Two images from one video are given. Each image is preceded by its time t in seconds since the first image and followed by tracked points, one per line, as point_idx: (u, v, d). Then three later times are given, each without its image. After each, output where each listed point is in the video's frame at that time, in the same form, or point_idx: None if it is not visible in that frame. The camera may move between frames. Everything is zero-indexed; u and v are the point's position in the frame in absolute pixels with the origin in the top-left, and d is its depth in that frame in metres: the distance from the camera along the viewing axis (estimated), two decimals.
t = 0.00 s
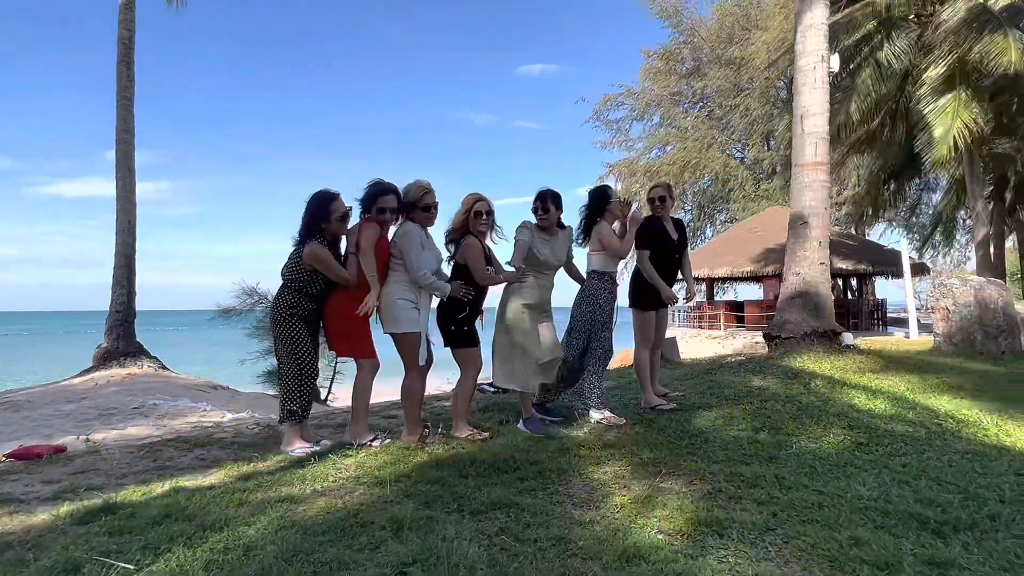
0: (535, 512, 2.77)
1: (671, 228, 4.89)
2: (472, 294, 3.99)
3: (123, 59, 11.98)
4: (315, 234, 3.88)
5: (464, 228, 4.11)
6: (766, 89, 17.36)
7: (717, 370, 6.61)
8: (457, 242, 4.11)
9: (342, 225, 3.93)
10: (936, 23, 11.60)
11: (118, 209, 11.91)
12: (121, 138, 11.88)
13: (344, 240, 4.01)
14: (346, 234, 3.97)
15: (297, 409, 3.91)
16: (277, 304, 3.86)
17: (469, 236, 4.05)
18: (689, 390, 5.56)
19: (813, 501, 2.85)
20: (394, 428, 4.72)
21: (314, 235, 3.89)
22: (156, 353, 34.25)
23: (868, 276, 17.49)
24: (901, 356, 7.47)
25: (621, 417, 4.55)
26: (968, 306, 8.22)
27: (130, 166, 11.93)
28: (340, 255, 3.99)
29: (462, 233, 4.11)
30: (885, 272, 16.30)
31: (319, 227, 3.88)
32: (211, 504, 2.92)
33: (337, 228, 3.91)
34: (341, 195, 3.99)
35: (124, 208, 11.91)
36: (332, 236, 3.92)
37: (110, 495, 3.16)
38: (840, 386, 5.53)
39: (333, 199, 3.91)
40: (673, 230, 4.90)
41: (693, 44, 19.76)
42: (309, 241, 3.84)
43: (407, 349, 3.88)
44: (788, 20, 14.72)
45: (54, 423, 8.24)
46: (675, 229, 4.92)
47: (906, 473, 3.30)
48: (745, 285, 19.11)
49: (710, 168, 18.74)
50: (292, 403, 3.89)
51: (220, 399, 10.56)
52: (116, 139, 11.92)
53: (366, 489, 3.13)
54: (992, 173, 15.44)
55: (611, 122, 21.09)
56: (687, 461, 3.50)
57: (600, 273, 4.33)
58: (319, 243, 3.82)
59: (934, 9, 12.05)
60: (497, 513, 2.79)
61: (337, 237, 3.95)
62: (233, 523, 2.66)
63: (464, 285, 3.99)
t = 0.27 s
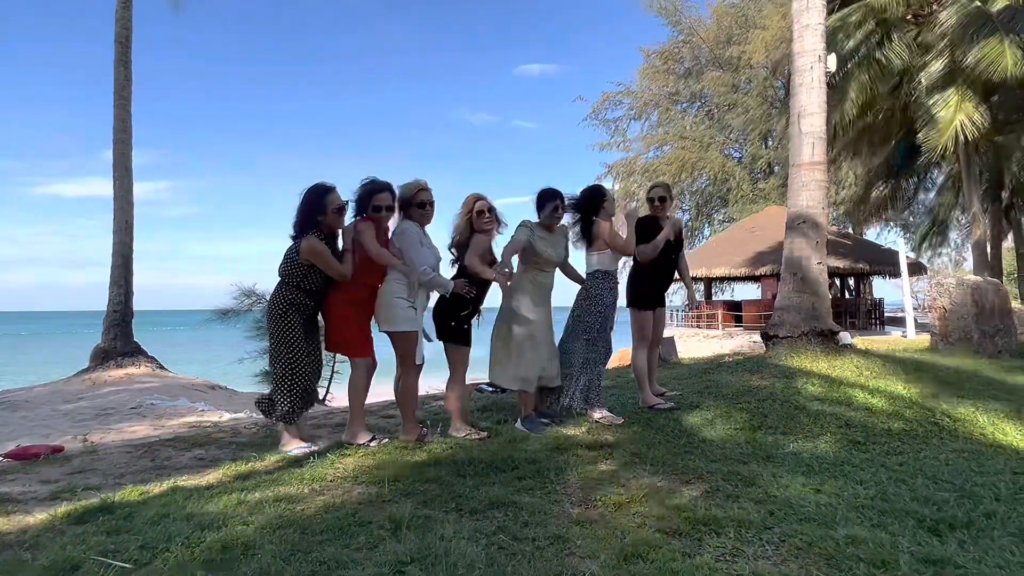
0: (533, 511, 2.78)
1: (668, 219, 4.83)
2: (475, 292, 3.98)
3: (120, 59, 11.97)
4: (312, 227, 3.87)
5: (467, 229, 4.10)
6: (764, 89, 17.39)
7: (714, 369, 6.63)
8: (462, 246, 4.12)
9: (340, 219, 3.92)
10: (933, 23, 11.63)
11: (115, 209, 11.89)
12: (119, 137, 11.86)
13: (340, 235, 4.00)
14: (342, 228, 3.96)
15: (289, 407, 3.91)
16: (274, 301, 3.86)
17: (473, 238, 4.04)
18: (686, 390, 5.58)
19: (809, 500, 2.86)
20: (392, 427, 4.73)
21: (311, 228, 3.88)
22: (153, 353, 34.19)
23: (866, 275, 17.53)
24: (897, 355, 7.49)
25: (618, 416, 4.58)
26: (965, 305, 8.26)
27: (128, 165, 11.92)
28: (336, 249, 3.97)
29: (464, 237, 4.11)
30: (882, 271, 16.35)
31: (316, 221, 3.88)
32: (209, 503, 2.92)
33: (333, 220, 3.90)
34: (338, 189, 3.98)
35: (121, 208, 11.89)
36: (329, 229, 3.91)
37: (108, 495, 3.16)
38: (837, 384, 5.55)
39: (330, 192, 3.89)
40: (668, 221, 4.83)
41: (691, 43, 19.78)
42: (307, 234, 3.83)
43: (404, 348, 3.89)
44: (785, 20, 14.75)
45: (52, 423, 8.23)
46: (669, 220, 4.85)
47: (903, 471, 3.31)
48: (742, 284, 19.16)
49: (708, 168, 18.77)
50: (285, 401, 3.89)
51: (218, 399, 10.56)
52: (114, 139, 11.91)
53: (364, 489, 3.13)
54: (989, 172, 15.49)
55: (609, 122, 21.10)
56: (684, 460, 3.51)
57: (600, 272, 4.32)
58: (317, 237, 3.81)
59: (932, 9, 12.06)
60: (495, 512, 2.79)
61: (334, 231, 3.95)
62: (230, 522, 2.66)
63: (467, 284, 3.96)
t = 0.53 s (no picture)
0: (532, 513, 2.79)
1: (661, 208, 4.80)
2: (472, 303, 4.00)
3: (117, 59, 11.95)
4: (309, 231, 3.88)
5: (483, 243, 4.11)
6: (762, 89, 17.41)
7: (712, 370, 6.65)
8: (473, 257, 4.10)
9: (337, 222, 3.93)
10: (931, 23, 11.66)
11: (113, 209, 11.88)
12: (117, 138, 11.85)
13: (338, 239, 4.02)
14: (340, 231, 3.97)
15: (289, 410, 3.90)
16: (273, 304, 3.83)
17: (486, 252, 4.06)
18: (684, 390, 5.59)
19: (807, 501, 2.87)
20: (391, 428, 4.74)
21: (308, 231, 3.89)
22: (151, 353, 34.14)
23: (864, 275, 17.57)
24: (895, 355, 7.52)
25: (617, 418, 4.59)
26: (962, 305, 8.29)
27: (125, 166, 11.90)
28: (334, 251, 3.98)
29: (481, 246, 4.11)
30: (880, 271, 16.38)
31: (313, 224, 3.88)
32: (209, 506, 2.93)
33: (330, 224, 3.90)
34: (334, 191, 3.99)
35: (119, 209, 11.87)
36: (325, 232, 3.92)
37: (107, 498, 3.16)
38: (834, 385, 5.57)
39: (326, 195, 3.90)
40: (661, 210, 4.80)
41: (689, 43, 19.79)
42: (304, 237, 3.84)
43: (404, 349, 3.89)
44: (783, 20, 14.76)
45: (50, 424, 8.23)
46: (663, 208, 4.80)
47: (900, 472, 3.32)
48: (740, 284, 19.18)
49: (706, 168, 18.78)
50: (285, 404, 3.88)
51: (216, 400, 10.56)
52: (111, 139, 11.89)
53: (363, 491, 3.14)
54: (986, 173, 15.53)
55: (608, 122, 21.11)
56: (682, 462, 3.53)
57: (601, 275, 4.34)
58: (314, 239, 3.81)
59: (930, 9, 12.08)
60: (494, 514, 2.80)
61: (332, 235, 3.96)
62: (230, 525, 2.67)
63: (467, 293, 3.96)
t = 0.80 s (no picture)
0: (531, 514, 2.79)
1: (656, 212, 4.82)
2: (472, 299, 4.00)
3: (116, 59, 11.94)
4: (307, 229, 3.88)
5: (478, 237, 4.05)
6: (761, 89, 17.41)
7: (711, 370, 6.65)
8: (469, 248, 4.04)
9: (335, 221, 3.94)
10: (931, 24, 11.67)
11: (112, 209, 11.87)
12: (115, 138, 11.84)
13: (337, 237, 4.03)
14: (338, 229, 3.97)
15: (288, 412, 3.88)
16: (274, 304, 3.83)
17: (475, 245, 4.03)
18: (683, 390, 5.60)
19: (806, 502, 2.87)
20: (390, 429, 4.73)
21: (307, 229, 3.89)
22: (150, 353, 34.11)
23: (863, 275, 17.59)
24: (894, 356, 7.53)
25: (616, 418, 4.59)
26: (961, 305, 8.30)
27: (124, 166, 11.89)
28: (331, 250, 3.98)
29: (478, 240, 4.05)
30: (879, 271, 16.40)
31: (311, 222, 3.88)
32: (208, 507, 2.93)
33: (328, 222, 3.90)
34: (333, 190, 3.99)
35: (118, 209, 11.87)
36: (324, 230, 3.92)
37: (106, 499, 3.16)
38: (834, 385, 5.57)
39: (326, 193, 3.90)
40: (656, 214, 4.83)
41: (689, 43, 19.80)
42: (302, 236, 3.84)
43: (402, 349, 3.88)
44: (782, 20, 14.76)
45: (49, 424, 8.22)
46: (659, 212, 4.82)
47: (898, 473, 3.33)
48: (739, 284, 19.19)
49: (706, 168, 18.78)
50: (284, 406, 3.85)
51: (215, 400, 10.55)
52: (110, 139, 11.88)
53: (362, 492, 3.15)
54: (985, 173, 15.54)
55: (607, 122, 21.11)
56: (682, 463, 3.53)
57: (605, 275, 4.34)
58: (312, 238, 3.81)
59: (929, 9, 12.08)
60: (493, 515, 2.80)
61: (329, 233, 3.96)
62: (230, 526, 2.67)
63: (466, 290, 3.96)
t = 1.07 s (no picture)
0: (531, 512, 2.78)
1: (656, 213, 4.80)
2: (473, 297, 3.99)
3: (116, 58, 11.93)
4: (308, 226, 3.87)
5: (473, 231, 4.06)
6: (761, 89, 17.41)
7: (711, 369, 6.65)
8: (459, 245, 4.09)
9: (335, 218, 3.93)
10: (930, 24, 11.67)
11: (111, 209, 11.86)
12: (115, 137, 11.84)
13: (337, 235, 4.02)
14: (338, 227, 3.96)
15: (286, 410, 3.87)
16: (275, 303, 3.82)
17: (471, 238, 4.04)
18: (683, 390, 5.59)
19: (806, 500, 2.87)
20: (390, 428, 4.72)
21: (307, 227, 3.88)
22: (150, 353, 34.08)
23: (863, 274, 17.59)
24: (894, 355, 7.52)
25: (616, 417, 4.58)
26: (961, 304, 8.29)
27: (124, 165, 11.89)
28: (331, 248, 3.97)
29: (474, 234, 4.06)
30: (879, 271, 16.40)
31: (311, 219, 3.87)
32: (207, 505, 2.92)
33: (328, 219, 3.90)
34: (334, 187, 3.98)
35: (117, 209, 11.86)
36: (324, 227, 3.91)
37: (105, 497, 3.15)
38: (834, 384, 5.57)
39: (326, 191, 3.90)
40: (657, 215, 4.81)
41: (689, 43, 19.80)
42: (302, 233, 3.83)
43: (402, 348, 3.87)
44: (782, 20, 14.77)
45: (49, 424, 8.22)
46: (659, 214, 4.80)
47: (899, 471, 3.32)
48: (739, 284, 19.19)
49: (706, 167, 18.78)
50: (284, 403, 3.84)
51: (215, 399, 10.55)
52: (110, 139, 11.88)
53: (362, 490, 3.14)
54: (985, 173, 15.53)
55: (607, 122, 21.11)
56: (682, 461, 3.52)
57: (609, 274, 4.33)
58: (313, 235, 3.81)
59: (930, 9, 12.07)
60: (493, 513, 2.80)
61: (330, 231, 3.96)
62: (230, 524, 2.67)
63: (467, 288, 3.96)
